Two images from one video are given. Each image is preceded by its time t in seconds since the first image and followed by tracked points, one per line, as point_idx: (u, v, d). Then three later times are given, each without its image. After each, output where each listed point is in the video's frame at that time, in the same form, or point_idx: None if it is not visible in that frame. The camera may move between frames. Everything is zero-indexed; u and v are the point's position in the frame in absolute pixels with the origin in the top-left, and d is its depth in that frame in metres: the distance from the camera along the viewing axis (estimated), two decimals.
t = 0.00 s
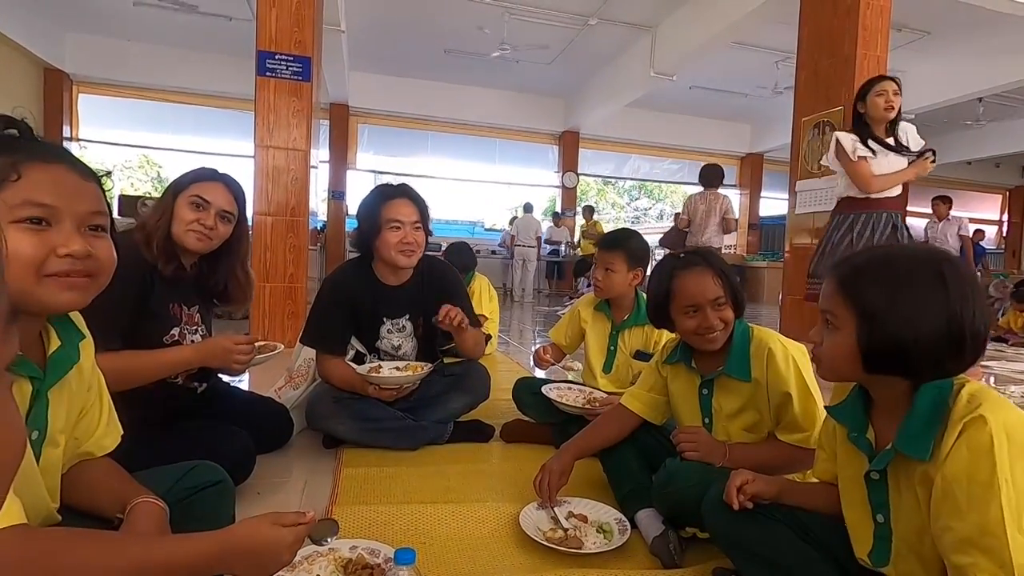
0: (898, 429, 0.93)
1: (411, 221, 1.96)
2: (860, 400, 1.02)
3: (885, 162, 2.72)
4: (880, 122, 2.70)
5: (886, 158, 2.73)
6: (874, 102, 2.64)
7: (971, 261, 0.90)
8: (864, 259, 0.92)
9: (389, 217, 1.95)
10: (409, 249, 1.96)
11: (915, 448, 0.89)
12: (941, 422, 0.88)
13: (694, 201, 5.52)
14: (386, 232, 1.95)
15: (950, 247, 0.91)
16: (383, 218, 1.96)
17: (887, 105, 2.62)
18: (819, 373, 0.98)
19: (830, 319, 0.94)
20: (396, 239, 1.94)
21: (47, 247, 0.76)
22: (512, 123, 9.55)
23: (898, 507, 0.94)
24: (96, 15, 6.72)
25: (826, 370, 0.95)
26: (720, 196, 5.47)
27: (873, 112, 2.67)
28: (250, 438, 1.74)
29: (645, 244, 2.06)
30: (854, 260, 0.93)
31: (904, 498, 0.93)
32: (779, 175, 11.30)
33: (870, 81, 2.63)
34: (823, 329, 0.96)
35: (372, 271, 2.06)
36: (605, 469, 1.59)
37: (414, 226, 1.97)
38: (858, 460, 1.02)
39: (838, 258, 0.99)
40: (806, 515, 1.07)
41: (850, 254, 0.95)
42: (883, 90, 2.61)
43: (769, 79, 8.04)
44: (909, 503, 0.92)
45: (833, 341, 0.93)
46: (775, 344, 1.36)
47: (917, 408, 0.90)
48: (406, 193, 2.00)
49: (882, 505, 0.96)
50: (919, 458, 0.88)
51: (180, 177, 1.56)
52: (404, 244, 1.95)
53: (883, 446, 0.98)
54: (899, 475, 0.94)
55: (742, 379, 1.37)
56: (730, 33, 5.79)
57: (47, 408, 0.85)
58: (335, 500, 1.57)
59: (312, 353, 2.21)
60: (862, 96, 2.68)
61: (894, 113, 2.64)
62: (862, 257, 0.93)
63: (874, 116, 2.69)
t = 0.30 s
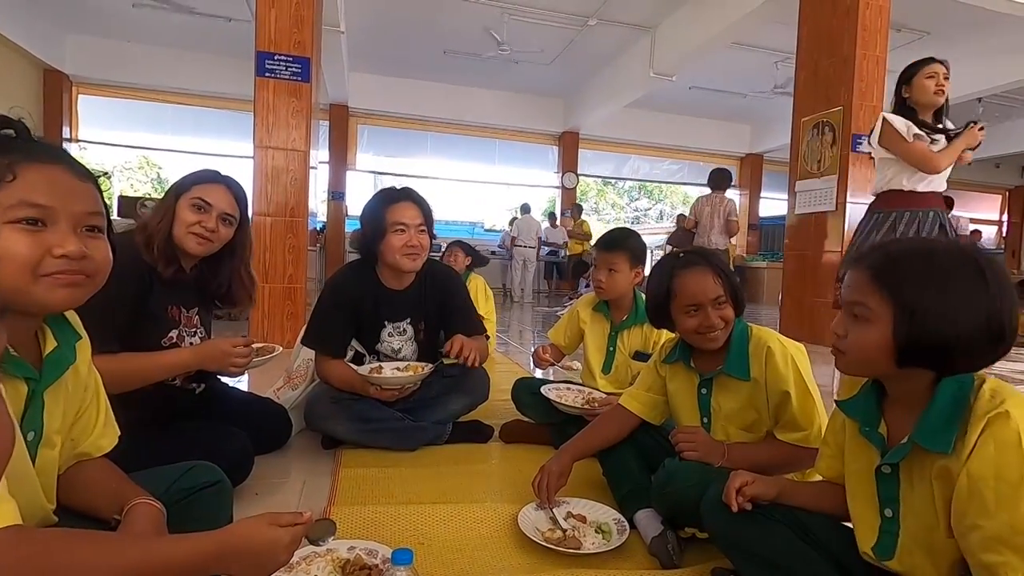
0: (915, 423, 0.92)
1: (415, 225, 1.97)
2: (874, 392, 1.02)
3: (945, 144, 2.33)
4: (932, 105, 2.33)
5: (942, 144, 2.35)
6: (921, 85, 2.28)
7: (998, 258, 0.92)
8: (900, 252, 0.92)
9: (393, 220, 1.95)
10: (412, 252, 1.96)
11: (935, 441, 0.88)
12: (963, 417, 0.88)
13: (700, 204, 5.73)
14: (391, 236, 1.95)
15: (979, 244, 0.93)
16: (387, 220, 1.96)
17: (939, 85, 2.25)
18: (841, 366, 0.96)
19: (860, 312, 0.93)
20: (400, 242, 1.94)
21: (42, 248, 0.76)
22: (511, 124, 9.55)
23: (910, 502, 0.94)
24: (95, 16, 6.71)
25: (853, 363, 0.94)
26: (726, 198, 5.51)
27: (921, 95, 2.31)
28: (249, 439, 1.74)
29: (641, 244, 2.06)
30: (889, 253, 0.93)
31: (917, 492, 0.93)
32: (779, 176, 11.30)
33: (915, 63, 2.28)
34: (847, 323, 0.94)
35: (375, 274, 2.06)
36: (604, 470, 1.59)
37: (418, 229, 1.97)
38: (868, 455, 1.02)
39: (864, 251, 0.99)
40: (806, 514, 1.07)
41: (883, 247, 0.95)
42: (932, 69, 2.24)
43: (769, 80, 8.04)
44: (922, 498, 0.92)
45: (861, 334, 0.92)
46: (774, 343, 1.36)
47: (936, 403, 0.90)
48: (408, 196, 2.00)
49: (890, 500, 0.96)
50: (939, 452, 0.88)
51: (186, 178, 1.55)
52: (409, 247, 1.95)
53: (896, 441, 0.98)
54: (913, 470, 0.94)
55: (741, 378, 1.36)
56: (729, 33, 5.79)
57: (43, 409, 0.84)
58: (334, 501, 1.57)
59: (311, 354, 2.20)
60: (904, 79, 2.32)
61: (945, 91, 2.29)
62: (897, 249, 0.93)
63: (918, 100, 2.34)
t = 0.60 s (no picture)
0: (953, 420, 0.91)
1: (410, 221, 1.96)
2: (881, 389, 1.01)
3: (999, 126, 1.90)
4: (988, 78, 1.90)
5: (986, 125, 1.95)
6: (977, 56, 1.89)
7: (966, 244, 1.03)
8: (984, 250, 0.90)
9: (387, 217, 1.95)
10: (408, 250, 1.95)
11: (984, 438, 0.88)
12: (1006, 413, 0.89)
13: (711, 208, 6.41)
14: (386, 232, 1.94)
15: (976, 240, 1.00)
16: (381, 218, 1.96)
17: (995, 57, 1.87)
18: (944, 374, 0.87)
19: (971, 314, 0.87)
20: (396, 239, 1.93)
21: (35, 247, 0.75)
22: (509, 122, 9.53)
23: (938, 501, 0.92)
24: (89, 14, 6.67)
25: (963, 369, 0.87)
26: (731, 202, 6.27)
27: (976, 70, 1.91)
28: (245, 438, 1.74)
29: (630, 240, 2.06)
30: (970, 250, 0.89)
31: (947, 490, 0.91)
32: (776, 174, 11.31)
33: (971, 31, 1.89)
34: (959, 326, 0.87)
35: (373, 273, 2.06)
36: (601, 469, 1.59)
37: (413, 225, 1.96)
38: (880, 456, 1.00)
39: (918, 246, 0.93)
40: (803, 513, 1.05)
41: (950, 243, 0.91)
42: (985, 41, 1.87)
43: (766, 79, 8.04)
44: (953, 496, 0.91)
45: (986, 335, 0.87)
46: (769, 341, 1.36)
47: (975, 399, 0.90)
48: (403, 193, 2.01)
49: (917, 500, 0.93)
50: (990, 448, 0.88)
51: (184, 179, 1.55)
52: (405, 244, 1.94)
53: (915, 440, 0.96)
54: (943, 467, 0.93)
55: (737, 377, 1.36)
56: (726, 32, 5.80)
57: (35, 409, 0.84)
58: (329, 500, 1.56)
59: (307, 353, 2.20)
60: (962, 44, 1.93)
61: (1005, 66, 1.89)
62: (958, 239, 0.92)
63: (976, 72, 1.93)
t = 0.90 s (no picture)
0: (978, 423, 0.87)
1: (398, 216, 1.96)
2: (898, 386, 0.97)
3: None
4: None
5: None
6: None
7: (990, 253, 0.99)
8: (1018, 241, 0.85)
9: (375, 212, 1.95)
10: (398, 245, 1.94)
11: (1013, 444, 0.84)
12: None
13: (715, 207, 6.48)
14: (374, 227, 1.94)
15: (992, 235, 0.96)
16: (370, 213, 1.95)
17: None
18: (983, 369, 0.82)
19: (1012, 308, 0.81)
20: (384, 234, 1.93)
21: (22, 247, 0.74)
22: (502, 120, 9.53)
23: (956, 505, 0.87)
24: (77, 10, 6.62)
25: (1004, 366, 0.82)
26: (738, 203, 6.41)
27: None
28: (236, 437, 1.73)
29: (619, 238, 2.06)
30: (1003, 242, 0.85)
31: (965, 494, 0.87)
32: (768, 172, 11.35)
33: None
34: (999, 318, 0.81)
35: (363, 270, 2.06)
36: (594, 466, 1.59)
37: (402, 221, 1.96)
38: (895, 456, 0.95)
39: (948, 239, 0.88)
40: (800, 510, 1.04)
41: (980, 238, 0.87)
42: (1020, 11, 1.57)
43: (758, 76, 8.06)
44: (971, 500, 0.86)
45: None
46: (762, 338, 1.36)
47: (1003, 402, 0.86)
48: (392, 189, 2.00)
49: (935, 503, 0.89)
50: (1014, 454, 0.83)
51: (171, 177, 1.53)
52: (394, 239, 1.93)
53: (934, 440, 0.92)
54: (964, 471, 0.88)
55: (731, 376, 1.37)
56: (718, 30, 5.81)
57: (22, 409, 0.84)
58: (321, 499, 1.56)
59: (299, 351, 2.19)
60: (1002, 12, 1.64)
61: None
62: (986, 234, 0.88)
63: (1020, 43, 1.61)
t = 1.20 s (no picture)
0: (969, 422, 0.87)
1: (383, 214, 1.96)
2: (891, 384, 0.98)
3: None
4: None
5: None
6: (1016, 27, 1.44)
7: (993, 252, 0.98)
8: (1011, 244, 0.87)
9: (361, 209, 1.96)
10: (381, 243, 1.94)
11: (1005, 444, 0.85)
12: None
13: (710, 207, 6.53)
14: (359, 226, 1.95)
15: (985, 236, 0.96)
16: (356, 211, 1.97)
17: None
18: (976, 370, 0.83)
19: (1006, 310, 0.82)
20: (367, 232, 1.93)
21: (10, 248, 0.75)
22: (494, 117, 9.52)
23: (944, 501, 0.88)
24: (64, 5, 6.56)
25: (997, 368, 0.83)
26: (736, 206, 6.46)
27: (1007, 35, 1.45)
28: (228, 435, 1.73)
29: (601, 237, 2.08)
30: (998, 243, 0.86)
31: (954, 491, 0.88)
32: (759, 170, 11.41)
33: None
34: (992, 319, 0.83)
35: (354, 268, 2.06)
36: (586, 463, 1.60)
37: (387, 219, 1.96)
38: (886, 452, 0.96)
39: (944, 239, 0.89)
40: (787, 505, 1.05)
41: (976, 238, 0.87)
42: None
43: (749, 74, 8.09)
44: (959, 498, 0.87)
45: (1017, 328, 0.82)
46: (753, 338, 1.37)
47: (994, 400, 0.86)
48: (381, 187, 2.00)
49: (923, 499, 0.90)
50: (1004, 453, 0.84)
51: (157, 175, 1.53)
52: (376, 238, 1.93)
53: (925, 437, 0.93)
54: (952, 468, 0.89)
55: (720, 374, 1.38)
56: (710, 28, 5.83)
57: (13, 408, 0.84)
58: (312, 497, 1.56)
59: (290, 350, 2.18)
60: None
61: None
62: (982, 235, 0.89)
63: None
